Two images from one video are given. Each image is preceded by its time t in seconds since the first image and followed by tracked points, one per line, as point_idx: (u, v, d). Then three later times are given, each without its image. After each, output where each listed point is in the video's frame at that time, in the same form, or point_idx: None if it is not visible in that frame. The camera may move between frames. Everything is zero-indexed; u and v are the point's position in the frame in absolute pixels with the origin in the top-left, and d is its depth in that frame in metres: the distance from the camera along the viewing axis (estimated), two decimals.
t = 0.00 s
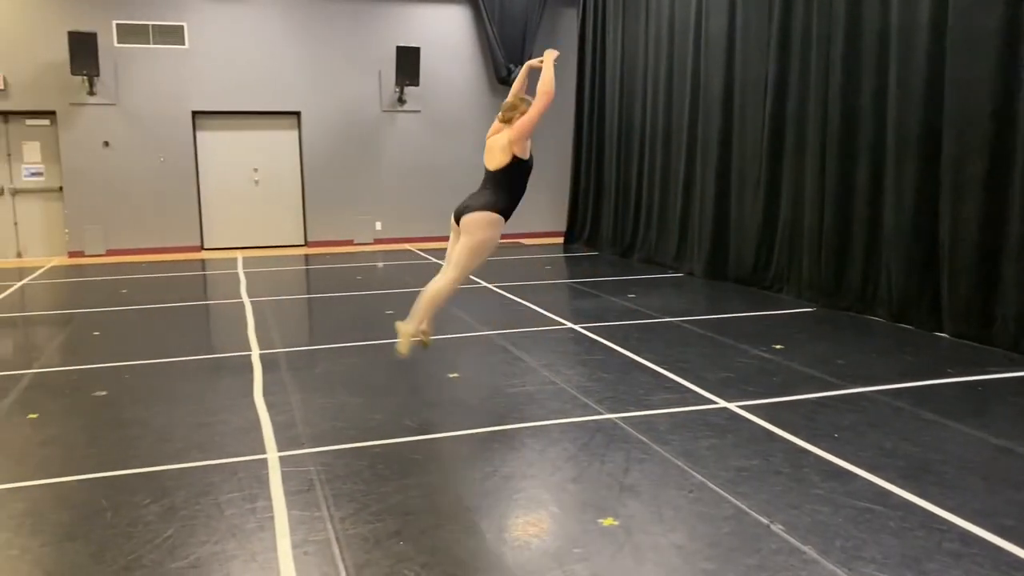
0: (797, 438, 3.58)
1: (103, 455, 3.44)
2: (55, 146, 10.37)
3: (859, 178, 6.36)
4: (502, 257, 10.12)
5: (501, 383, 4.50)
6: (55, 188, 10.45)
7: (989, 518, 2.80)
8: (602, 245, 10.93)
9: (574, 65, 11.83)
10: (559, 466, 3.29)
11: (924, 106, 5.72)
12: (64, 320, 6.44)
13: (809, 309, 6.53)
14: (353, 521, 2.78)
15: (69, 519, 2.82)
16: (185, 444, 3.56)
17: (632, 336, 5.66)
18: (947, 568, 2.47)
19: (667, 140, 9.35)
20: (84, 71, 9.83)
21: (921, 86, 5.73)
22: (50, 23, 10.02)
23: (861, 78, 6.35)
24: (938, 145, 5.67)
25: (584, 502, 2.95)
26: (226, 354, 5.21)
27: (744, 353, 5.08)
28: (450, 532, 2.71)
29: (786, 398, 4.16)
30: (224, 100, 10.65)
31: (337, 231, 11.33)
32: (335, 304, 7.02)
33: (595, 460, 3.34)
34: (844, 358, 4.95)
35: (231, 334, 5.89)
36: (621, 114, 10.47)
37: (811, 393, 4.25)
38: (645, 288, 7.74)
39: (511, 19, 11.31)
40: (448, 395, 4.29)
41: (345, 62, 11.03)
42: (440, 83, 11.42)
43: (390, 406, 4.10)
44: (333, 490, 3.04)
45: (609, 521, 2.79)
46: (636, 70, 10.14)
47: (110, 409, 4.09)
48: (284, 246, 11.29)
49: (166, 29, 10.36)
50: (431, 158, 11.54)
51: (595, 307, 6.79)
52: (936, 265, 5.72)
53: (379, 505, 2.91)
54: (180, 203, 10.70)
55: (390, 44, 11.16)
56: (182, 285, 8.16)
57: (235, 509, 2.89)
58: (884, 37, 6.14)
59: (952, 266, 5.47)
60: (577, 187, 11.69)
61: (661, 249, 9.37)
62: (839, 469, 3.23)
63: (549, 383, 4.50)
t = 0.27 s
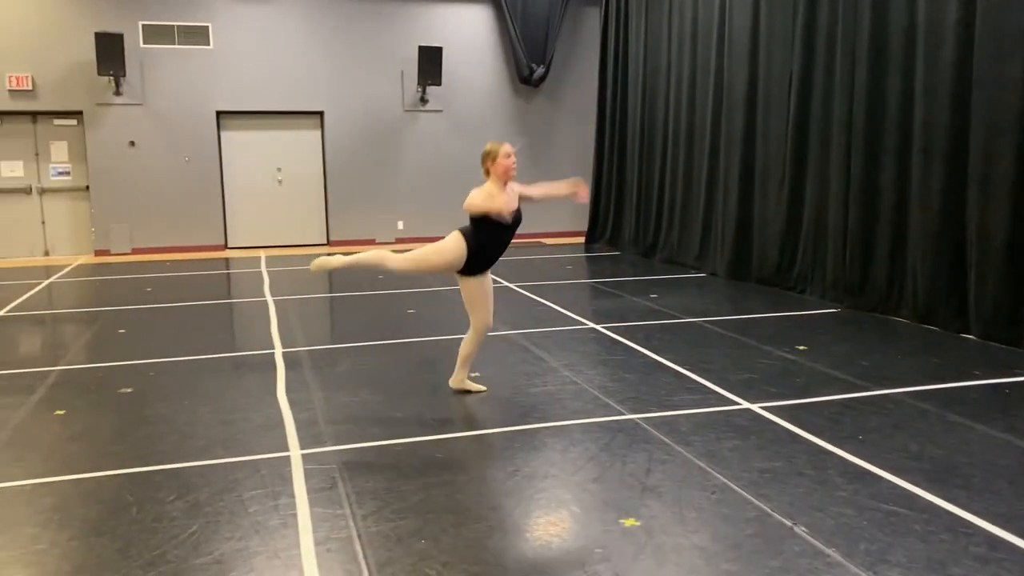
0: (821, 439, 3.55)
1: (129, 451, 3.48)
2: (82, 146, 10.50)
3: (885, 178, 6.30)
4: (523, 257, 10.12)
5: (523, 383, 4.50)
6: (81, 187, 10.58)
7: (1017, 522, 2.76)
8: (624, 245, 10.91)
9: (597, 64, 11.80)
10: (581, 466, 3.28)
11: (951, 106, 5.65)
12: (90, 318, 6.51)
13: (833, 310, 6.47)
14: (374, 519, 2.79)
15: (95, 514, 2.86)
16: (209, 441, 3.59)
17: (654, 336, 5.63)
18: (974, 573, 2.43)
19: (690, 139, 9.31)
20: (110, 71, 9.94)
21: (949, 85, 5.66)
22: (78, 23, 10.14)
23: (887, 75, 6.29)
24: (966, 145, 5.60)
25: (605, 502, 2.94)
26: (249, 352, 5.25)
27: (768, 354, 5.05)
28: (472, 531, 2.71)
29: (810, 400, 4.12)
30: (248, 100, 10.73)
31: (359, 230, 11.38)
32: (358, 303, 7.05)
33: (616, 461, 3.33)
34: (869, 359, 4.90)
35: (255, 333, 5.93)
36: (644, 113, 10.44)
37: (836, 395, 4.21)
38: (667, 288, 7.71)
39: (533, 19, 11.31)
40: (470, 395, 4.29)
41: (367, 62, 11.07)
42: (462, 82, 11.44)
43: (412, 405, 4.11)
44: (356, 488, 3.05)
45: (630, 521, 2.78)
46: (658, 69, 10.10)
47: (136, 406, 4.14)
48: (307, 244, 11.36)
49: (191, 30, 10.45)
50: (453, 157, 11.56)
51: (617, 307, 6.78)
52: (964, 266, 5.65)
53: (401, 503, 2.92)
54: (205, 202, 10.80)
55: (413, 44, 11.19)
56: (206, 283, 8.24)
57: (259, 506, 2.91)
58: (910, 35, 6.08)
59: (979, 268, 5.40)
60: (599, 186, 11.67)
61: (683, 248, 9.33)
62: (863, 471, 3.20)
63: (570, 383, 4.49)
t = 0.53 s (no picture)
0: (843, 441, 3.53)
1: (151, 448, 3.51)
2: (105, 146, 10.61)
3: (908, 178, 6.24)
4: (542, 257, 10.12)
5: (542, 382, 4.49)
6: (105, 186, 10.69)
7: None
8: (643, 244, 10.87)
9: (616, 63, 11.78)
10: (600, 465, 3.28)
11: (976, 105, 5.58)
12: (113, 316, 6.58)
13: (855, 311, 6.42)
14: (394, 517, 2.80)
15: (118, 510, 2.89)
16: (230, 438, 3.62)
17: (674, 336, 5.61)
18: None
19: (710, 138, 9.26)
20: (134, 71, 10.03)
21: (974, 84, 5.59)
22: (102, 24, 10.24)
23: (911, 75, 6.22)
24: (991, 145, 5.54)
25: (624, 502, 2.93)
26: (269, 350, 5.28)
27: (788, 355, 5.01)
28: (490, 530, 2.71)
29: (831, 401, 4.09)
30: (269, 99, 10.80)
31: (379, 229, 11.42)
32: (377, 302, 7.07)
33: (636, 461, 3.31)
34: (892, 361, 4.86)
35: (275, 331, 5.97)
36: (664, 112, 10.41)
37: (858, 396, 4.18)
38: (687, 287, 7.68)
39: (553, 18, 11.31)
40: (489, 394, 4.29)
41: (388, 62, 11.11)
42: (482, 81, 11.45)
43: (431, 404, 4.12)
44: (375, 486, 3.06)
45: (649, 522, 2.77)
46: (679, 68, 10.06)
47: (158, 403, 4.17)
48: (327, 243, 11.41)
49: (213, 30, 10.52)
50: (472, 156, 11.57)
51: (636, 306, 6.76)
52: (989, 266, 5.58)
53: (419, 501, 2.93)
54: (226, 201, 10.87)
55: (433, 43, 11.22)
56: (227, 282, 8.29)
57: (279, 503, 2.93)
58: (935, 34, 6.01)
59: (1004, 268, 5.33)
60: (618, 185, 11.64)
61: (703, 248, 9.29)
62: (886, 473, 3.17)
63: (589, 382, 4.49)
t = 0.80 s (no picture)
0: (863, 442, 3.50)
1: (171, 444, 3.54)
2: (126, 145, 10.71)
3: (929, 178, 6.18)
4: (560, 256, 10.11)
5: (559, 381, 4.49)
6: (126, 185, 10.78)
7: None
8: (661, 244, 10.84)
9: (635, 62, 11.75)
10: (617, 465, 3.27)
11: (999, 104, 5.52)
12: (134, 313, 6.63)
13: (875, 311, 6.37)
14: (412, 515, 2.81)
15: (139, 505, 2.91)
16: (250, 435, 3.65)
17: (692, 336, 5.59)
18: None
19: (729, 137, 9.22)
20: (155, 71, 10.11)
21: (996, 83, 5.53)
22: (124, 24, 10.32)
23: (932, 74, 6.17)
24: (1014, 145, 5.48)
25: (642, 502, 2.93)
26: (289, 349, 5.31)
27: (808, 356, 4.99)
28: (509, 529, 2.71)
29: (851, 402, 4.06)
30: (288, 99, 10.85)
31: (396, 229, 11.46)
32: (395, 301, 7.09)
33: (654, 461, 3.31)
34: (912, 361, 4.82)
35: (294, 329, 6.00)
36: (682, 112, 10.37)
37: (878, 397, 4.15)
38: (705, 287, 7.65)
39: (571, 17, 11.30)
40: (506, 393, 4.30)
41: (406, 62, 11.14)
42: (500, 81, 11.45)
43: (448, 403, 4.12)
44: (393, 484, 3.08)
45: (667, 522, 2.77)
46: (698, 67, 10.02)
47: (178, 400, 4.21)
48: (346, 243, 11.46)
49: (234, 30, 10.59)
50: (490, 156, 11.58)
51: (654, 306, 6.74)
52: (1011, 267, 5.52)
53: (437, 500, 2.94)
54: (245, 200, 10.94)
55: (451, 43, 11.24)
56: (246, 280, 8.35)
57: (298, 500, 2.94)
58: (957, 32, 5.95)
59: None
60: (637, 184, 11.61)
61: (722, 248, 9.25)
62: (907, 475, 3.14)
63: (606, 382, 4.48)
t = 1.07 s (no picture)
0: (882, 444, 3.48)
1: (190, 442, 3.57)
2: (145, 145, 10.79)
3: (949, 177, 6.13)
4: (576, 255, 10.10)
5: (575, 381, 4.49)
6: (145, 184, 10.87)
7: None
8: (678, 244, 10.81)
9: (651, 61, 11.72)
10: (634, 465, 3.27)
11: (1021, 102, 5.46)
12: (153, 312, 6.68)
13: (894, 312, 6.32)
14: (428, 514, 2.82)
15: (158, 502, 2.94)
16: (267, 433, 3.67)
17: (709, 336, 5.57)
18: None
19: (747, 136, 9.18)
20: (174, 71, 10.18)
21: (1019, 82, 5.48)
22: (143, 25, 10.40)
23: (952, 73, 6.11)
24: None
25: (659, 503, 2.92)
26: (306, 348, 5.33)
27: (826, 356, 4.95)
28: (526, 528, 2.71)
29: (869, 403, 4.04)
30: (306, 99, 10.90)
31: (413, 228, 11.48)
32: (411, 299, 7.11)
33: (670, 461, 3.30)
34: (932, 363, 4.78)
35: (311, 327, 6.03)
36: (699, 112, 10.34)
37: (897, 398, 4.12)
38: (722, 287, 7.62)
39: (588, 17, 11.28)
40: (522, 392, 4.30)
41: (423, 61, 11.16)
42: (516, 80, 11.45)
43: (465, 401, 4.13)
44: (409, 483, 3.08)
45: (684, 523, 2.76)
46: (715, 66, 9.98)
47: (196, 398, 4.24)
48: (362, 242, 11.50)
49: (252, 30, 10.65)
50: (506, 155, 11.58)
51: (671, 306, 6.72)
52: None
53: (453, 499, 2.94)
54: (263, 199, 11.00)
55: (468, 42, 11.25)
56: (264, 279, 8.39)
57: (315, 498, 2.96)
58: (979, 30, 5.90)
59: None
60: (653, 184, 11.57)
61: (739, 247, 9.21)
62: (927, 477, 3.12)
63: (623, 382, 4.47)
